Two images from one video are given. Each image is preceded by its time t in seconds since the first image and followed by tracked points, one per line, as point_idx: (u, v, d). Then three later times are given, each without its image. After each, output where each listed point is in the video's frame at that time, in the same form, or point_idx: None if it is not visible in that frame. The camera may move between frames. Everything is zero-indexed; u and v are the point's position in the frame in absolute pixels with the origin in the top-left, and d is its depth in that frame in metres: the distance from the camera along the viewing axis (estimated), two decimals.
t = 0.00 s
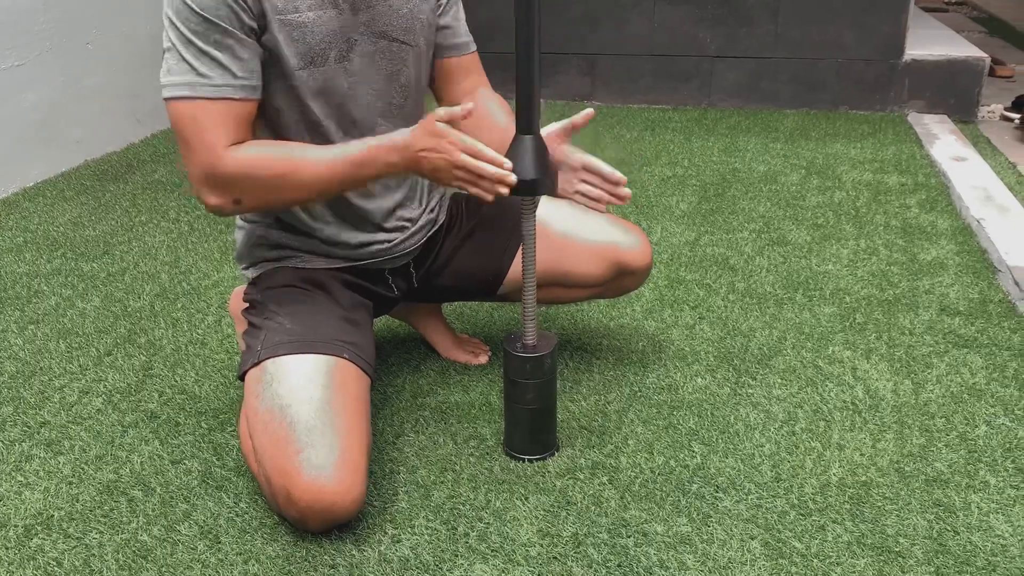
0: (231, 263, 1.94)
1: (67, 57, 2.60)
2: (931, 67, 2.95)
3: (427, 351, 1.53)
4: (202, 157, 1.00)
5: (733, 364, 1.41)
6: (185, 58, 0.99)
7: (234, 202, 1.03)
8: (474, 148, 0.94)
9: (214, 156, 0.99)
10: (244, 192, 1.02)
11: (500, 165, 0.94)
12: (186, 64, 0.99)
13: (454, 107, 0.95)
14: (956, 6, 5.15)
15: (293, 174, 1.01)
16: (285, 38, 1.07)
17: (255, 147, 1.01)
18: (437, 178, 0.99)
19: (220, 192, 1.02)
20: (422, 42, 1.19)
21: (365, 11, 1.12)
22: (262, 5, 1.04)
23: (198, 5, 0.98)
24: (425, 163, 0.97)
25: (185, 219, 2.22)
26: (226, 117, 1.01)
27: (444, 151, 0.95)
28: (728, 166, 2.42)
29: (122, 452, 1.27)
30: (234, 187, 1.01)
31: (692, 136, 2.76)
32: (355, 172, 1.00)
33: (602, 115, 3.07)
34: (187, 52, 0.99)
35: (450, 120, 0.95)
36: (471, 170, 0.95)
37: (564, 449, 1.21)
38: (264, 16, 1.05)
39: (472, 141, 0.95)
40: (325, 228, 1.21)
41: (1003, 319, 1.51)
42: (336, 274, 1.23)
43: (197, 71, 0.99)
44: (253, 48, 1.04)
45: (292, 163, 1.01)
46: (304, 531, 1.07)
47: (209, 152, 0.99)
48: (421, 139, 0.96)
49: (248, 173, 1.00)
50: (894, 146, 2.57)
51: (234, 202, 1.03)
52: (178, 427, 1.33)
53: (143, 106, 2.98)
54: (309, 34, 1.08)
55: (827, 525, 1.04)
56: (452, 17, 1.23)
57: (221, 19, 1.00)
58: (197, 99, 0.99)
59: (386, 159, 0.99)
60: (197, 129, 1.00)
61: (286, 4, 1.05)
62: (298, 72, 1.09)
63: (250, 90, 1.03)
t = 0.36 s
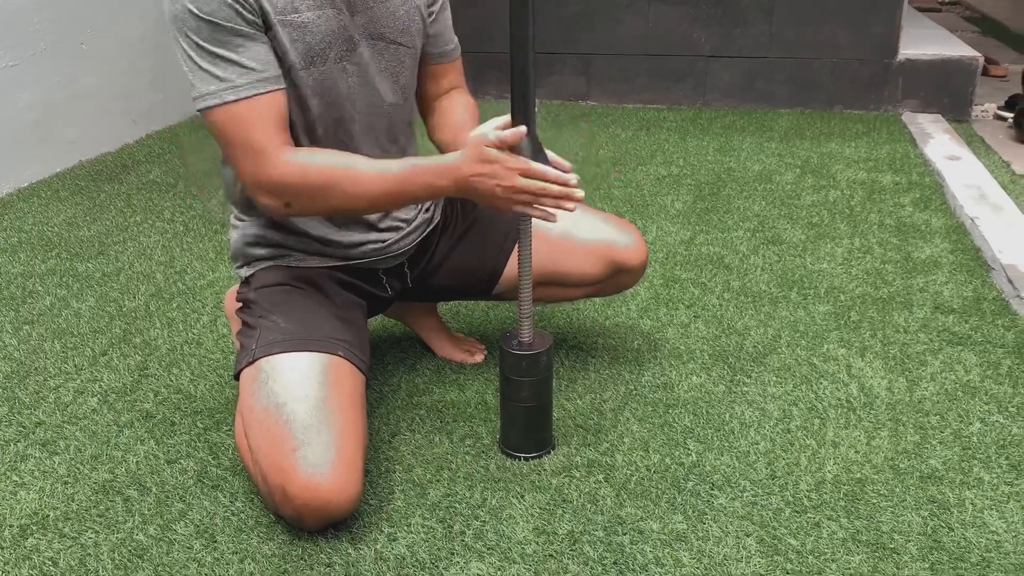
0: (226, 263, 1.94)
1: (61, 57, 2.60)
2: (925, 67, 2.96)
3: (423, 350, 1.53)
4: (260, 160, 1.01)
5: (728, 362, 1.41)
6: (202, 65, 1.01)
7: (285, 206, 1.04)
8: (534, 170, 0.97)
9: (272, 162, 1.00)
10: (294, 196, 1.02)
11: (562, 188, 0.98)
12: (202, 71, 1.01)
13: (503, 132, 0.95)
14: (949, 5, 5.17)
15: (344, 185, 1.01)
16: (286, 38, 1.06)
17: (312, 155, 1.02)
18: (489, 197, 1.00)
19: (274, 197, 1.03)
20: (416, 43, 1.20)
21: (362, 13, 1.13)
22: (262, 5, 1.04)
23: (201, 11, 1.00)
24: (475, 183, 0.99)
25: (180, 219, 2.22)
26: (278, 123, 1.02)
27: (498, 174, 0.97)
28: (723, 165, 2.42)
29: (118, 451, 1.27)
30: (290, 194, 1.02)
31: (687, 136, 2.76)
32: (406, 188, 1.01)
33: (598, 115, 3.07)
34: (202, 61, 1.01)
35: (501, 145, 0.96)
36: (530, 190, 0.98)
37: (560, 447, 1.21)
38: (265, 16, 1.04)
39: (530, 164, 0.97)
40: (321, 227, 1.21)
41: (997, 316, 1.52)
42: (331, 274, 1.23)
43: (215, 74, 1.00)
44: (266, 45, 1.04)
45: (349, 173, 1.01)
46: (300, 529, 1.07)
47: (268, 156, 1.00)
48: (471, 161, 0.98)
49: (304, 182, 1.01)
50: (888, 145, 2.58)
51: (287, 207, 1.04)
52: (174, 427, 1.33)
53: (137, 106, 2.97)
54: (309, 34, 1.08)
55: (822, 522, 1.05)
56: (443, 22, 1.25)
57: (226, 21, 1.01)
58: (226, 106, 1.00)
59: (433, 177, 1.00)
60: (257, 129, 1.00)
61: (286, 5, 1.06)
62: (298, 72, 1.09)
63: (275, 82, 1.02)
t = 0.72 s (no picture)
0: (219, 262, 1.95)
1: (54, 58, 2.60)
2: (915, 67, 2.99)
3: (414, 348, 1.54)
4: (171, 160, 1.03)
5: (716, 358, 1.43)
6: (159, 62, 1.01)
7: (198, 205, 1.08)
8: (438, 161, 1.05)
9: (187, 163, 1.03)
10: (212, 194, 1.06)
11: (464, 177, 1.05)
12: (157, 67, 1.01)
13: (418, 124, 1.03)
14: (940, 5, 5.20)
15: (263, 179, 1.07)
16: (263, 45, 1.08)
17: (224, 154, 1.06)
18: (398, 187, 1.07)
19: (185, 196, 1.06)
20: (405, 44, 1.20)
21: (345, 18, 1.13)
22: (238, 12, 1.05)
23: (178, 13, 1.01)
24: (389, 174, 1.05)
25: (174, 218, 2.23)
26: (190, 127, 1.03)
27: (410, 164, 1.04)
28: (713, 165, 2.44)
29: (112, 448, 1.28)
30: (201, 192, 1.06)
31: (679, 135, 2.78)
32: (321, 179, 1.07)
33: (591, 115, 3.09)
34: (162, 59, 1.01)
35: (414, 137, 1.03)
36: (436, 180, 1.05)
37: (549, 442, 1.23)
38: (240, 24, 1.06)
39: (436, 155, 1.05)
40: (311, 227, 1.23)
41: (982, 313, 1.54)
42: (323, 272, 1.24)
43: (168, 74, 1.01)
44: (229, 60, 1.05)
45: (263, 170, 1.07)
46: (292, 524, 1.08)
47: (179, 155, 1.03)
48: (384, 152, 1.04)
49: (220, 179, 1.05)
50: (878, 144, 2.60)
51: (199, 205, 1.07)
52: (167, 424, 1.34)
53: (131, 106, 2.98)
54: (289, 41, 1.09)
55: (807, 515, 1.06)
56: (433, 22, 1.25)
57: (198, 26, 1.01)
58: (170, 106, 1.01)
59: (354, 170, 1.06)
60: (172, 133, 1.02)
61: (264, 12, 1.06)
62: (278, 78, 1.10)
63: (221, 98, 1.04)
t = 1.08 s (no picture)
0: (227, 260, 1.96)
1: (65, 56, 2.62)
2: (922, 70, 2.99)
3: (420, 347, 1.55)
4: (190, 170, 1.05)
5: (721, 360, 1.43)
6: (171, 79, 1.02)
7: (220, 214, 1.09)
8: (445, 170, 1.00)
9: (203, 173, 1.04)
10: (229, 205, 1.07)
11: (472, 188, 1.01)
12: (171, 85, 1.02)
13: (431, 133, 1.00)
14: (948, 8, 5.20)
15: (272, 190, 1.06)
16: (269, 56, 1.09)
17: (241, 163, 1.06)
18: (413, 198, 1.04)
19: (208, 205, 1.08)
20: (412, 48, 1.20)
21: (352, 24, 1.14)
22: (245, 24, 1.06)
23: (183, 30, 1.01)
24: (401, 183, 1.02)
25: (182, 216, 2.25)
26: (212, 139, 1.05)
27: (418, 173, 1.01)
28: (720, 167, 2.45)
29: (121, 443, 1.29)
30: (221, 202, 1.07)
31: (686, 137, 2.79)
32: (339, 188, 1.05)
33: (598, 117, 3.09)
34: (173, 76, 1.02)
35: (427, 145, 1.00)
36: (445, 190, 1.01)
37: (553, 441, 1.24)
38: (247, 36, 1.06)
39: (446, 165, 1.00)
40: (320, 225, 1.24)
41: (987, 317, 1.54)
42: (331, 271, 1.25)
43: (181, 93, 1.02)
44: (239, 70, 1.06)
45: (275, 181, 1.06)
46: (299, 520, 1.09)
47: (197, 165, 1.04)
48: (399, 162, 1.01)
49: (234, 189, 1.05)
50: (884, 147, 2.60)
51: (221, 215, 1.09)
52: (175, 420, 1.35)
53: (140, 104, 3.00)
54: (297, 49, 1.10)
55: (809, 516, 1.07)
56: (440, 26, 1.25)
57: (204, 41, 1.02)
58: (183, 122, 1.02)
59: (366, 179, 1.04)
60: (189, 147, 1.04)
61: (270, 23, 1.07)
62: (284, 87, 1.11)
63: (235, 110, 1.06)
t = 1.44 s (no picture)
0: (238, 258, 1.98)
1: (77, 55, 2.64)
2: (931, 71, 2.98)
3: (429, 345, 1.56)
4: (264, 188, 1.06)
5: (728, 359, 1.44)
6: (209, 102, 1.04)
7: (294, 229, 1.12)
8: (526, 180, 0.99)
9: (283, 190, 1.06)
10: (307, 220, 1.09)
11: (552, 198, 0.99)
12: (213, 108, 1.04)
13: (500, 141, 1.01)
14: (958, 9, 5.18)
15: (356, 204, 1.07)
16: (287, 67, 1.10)
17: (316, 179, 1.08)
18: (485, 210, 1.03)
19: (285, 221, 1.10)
20: (415, 45, 1.21)
21: (358, 28, 1.15)
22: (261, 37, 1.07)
23: (206, 49, 1.02)
24: (474, 195, 1.02)
25: (193, 214, 2.26)
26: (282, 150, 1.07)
27: (495, 185, 1.00)
28: (728, 167, 2.45)
29: (133, 439, 1.31)
30: (291, 217, 1.09)
31: (694, 137, 2.79)
32: (412, 200, 1.06)
33: (605, 117, 3.10)
34: (209, 98, 1.04)
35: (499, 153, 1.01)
36: (524, 201, 1.00)
37: (561, 439, 1.25)
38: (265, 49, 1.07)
39: (524, 173, 0.99)
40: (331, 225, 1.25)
41: (995, 318, 1.54)
42: (343, 269, 1.27)
43: (222, 110, 1.03)
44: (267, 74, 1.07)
45: (354, 194, 1.07)
46: (310, 516, 1.10)
47: (272, 183, 1.06)
48: (471, 174, 1.01)
49: (318, 203, 1.07)
50: (893, 148, 2.60)
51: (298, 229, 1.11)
52: (186, 416, 1.37)
53: (151, 103, 3.02)
54: (307, 57, 1.11)
55: (815, 515, 1.07)
56: (440, 21, 1.26)
57: (225, 56, 1.03)
58: (242, 138, 1.04)
59: (437, 190, 1.04)
60: (262, 165, 1.05)
61: (284, 33, 1.08)
62: (300, 97, 1.13)
63: (280, 114, 1.06)
